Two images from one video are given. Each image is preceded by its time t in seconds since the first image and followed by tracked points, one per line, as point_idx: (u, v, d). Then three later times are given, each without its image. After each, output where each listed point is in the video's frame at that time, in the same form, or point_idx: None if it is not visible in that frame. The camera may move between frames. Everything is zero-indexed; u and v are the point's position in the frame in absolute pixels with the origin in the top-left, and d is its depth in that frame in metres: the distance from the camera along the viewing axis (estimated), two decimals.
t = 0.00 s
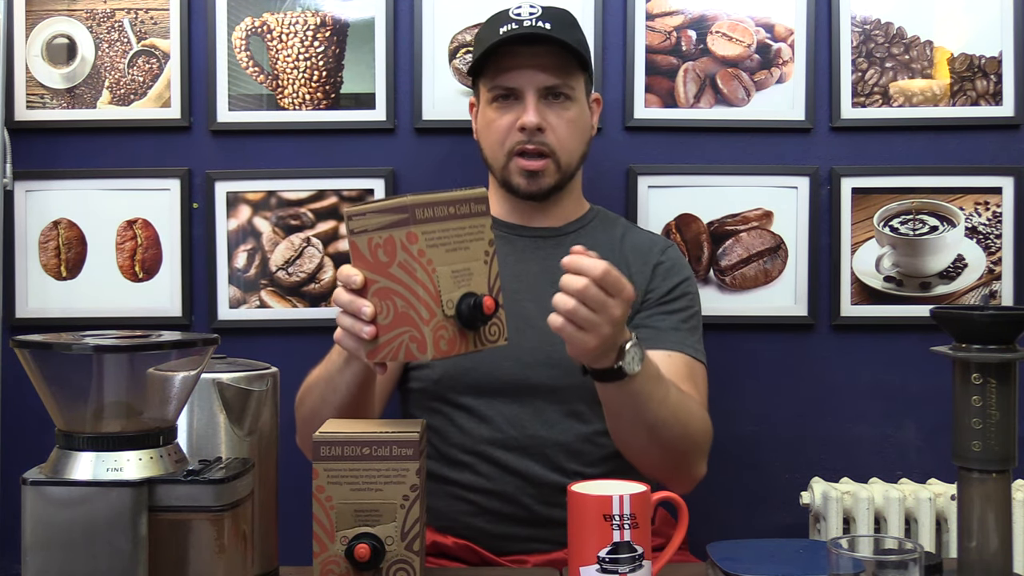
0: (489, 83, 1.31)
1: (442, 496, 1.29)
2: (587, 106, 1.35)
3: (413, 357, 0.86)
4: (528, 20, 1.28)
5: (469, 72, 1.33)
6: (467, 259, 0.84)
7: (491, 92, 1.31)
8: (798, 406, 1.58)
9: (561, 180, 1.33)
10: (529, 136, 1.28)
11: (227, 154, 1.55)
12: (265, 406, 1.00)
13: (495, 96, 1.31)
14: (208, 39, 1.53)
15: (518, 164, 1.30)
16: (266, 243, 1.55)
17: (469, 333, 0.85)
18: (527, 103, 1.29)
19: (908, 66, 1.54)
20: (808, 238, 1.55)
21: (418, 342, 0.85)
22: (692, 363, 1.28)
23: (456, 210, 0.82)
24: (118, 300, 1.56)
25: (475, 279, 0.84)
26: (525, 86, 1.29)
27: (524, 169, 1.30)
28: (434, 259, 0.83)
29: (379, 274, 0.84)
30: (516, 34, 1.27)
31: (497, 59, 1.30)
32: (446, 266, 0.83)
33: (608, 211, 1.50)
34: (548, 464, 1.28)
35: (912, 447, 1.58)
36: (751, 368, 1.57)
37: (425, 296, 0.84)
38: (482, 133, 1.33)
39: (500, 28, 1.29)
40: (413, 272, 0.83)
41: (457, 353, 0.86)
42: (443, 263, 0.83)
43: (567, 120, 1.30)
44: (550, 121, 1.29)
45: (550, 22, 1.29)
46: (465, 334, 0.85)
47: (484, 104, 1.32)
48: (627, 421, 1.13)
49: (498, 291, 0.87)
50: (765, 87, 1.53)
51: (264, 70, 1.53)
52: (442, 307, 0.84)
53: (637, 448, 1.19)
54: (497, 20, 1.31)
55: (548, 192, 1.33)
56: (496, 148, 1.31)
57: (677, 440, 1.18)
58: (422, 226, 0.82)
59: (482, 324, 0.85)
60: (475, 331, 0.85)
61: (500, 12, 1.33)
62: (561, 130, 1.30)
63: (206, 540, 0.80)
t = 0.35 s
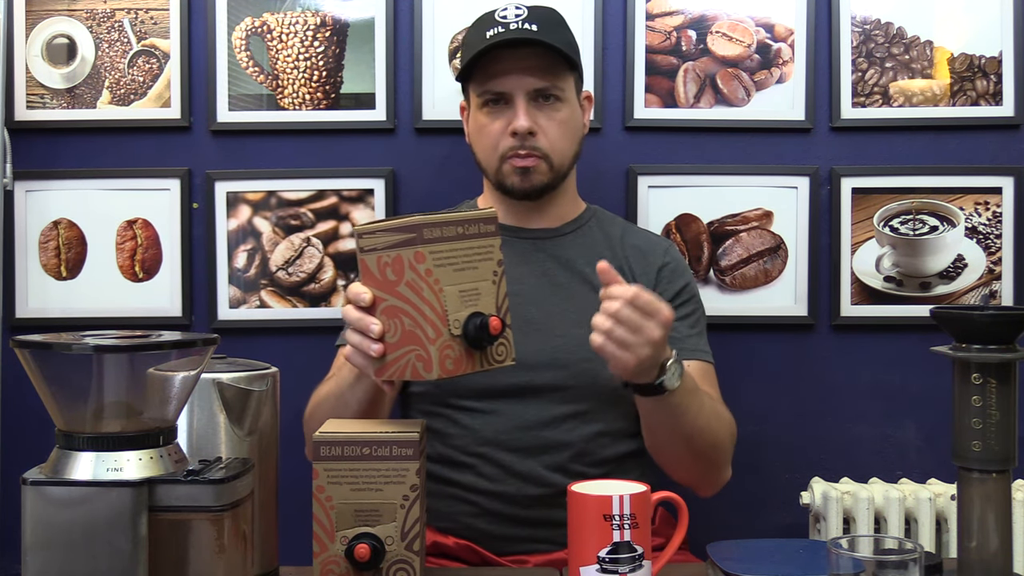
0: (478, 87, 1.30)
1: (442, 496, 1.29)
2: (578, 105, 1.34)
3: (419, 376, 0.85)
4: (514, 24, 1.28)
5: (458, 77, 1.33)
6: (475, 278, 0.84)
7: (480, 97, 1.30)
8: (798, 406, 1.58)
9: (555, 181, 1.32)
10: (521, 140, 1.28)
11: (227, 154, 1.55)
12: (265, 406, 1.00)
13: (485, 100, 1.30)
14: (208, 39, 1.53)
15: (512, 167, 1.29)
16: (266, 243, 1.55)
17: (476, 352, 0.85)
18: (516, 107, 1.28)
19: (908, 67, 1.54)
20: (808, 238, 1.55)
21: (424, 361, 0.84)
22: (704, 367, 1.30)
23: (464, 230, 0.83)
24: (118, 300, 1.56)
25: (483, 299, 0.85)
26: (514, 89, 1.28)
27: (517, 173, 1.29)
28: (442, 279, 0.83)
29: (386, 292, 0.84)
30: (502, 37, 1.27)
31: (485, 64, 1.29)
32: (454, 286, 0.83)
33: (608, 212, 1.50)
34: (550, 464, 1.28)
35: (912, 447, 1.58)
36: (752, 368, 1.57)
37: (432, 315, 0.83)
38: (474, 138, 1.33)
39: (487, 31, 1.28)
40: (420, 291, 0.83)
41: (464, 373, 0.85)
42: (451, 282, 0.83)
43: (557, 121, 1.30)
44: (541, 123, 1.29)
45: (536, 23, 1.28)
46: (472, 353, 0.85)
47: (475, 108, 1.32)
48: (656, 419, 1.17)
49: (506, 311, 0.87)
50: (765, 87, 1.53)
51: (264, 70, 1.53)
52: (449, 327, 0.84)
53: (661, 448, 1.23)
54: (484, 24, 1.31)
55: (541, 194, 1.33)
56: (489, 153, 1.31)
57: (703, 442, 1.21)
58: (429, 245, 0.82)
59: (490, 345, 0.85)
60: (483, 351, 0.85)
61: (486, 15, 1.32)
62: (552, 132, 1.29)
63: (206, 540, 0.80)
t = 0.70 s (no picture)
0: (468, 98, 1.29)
1: (442, 496, 1.29)
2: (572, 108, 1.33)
3: (434, 380, 0.86)
4: (502, 33, 1.26)
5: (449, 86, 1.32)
6: (494, 284, 0.85)
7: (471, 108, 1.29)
8: (798, 406, 1.58)
9: (550, 187, 1.33)
10: (512, 151, 1.28)
11: (227, 154, 1.55)
12: (265, 406, 1.00)
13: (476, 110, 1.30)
14: (208, 39, 1.53)
15: (506, 178, 1.30)
16: (266, 243, 1.55)
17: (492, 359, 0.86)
18: (507, 117, 1.28)
19: (908, 66, 1.54)
20: (808, 238, 1.55)
21: (439, 364, 0.86)
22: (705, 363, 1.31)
23: (484, 236, 0.84)
24: (118, 300, 1.56)
25: (501, 305, 0.86)
26: (503, 100, 1.27)
27: (511, 182, 1.30)
28: (459, 284, 0.84)
29: (406, 296, 0.85)
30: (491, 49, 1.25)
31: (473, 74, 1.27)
32: (471, 291, 0.85)
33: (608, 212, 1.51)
34: (552, 462, 1.28)
35: (912, 447, 1.58)
36: (752, 368, 1.57)
37: (447, 319, 0.85)
38: (468, 146, 1.33)
39: (475, 41, 1.27)
40: (437, 295, 0.85)
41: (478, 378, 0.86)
42: (468, 287, 0.85)
43: (549, 129, 1.29)
44: (532, 133, 1.28)
45: (524, 31, 1.26)
46: (487, 360, 0.86)
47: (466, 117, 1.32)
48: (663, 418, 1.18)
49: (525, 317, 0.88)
50: (765, 87, 1.53)
51: (264, 70, 1.53)
52: (464, 331, 0.85)
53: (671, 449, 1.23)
54: (473, 31, 1.29)
55: (538, 200, 1.33)
56: (483, 162, 1.31)
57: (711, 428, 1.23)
58: (447, 249, 0.84)
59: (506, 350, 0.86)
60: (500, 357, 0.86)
61: (475, 21, 1.30)
62: (544, 141, 1.29)
63: (206, 540, 0.80)
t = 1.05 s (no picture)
0: (504, 79, 1.32)
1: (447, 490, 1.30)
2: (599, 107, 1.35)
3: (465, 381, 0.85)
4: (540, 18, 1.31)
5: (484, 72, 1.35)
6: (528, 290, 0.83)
7: (506, 89, 1.32)
8: (798, 406, 1.58)
9: (569, 175, 1.32)
10: (543, 128, 1.28)
11: (227, 154, 1.55)
12: (265, 405, 1.00)
13: (509, 92, 1.31)
14: (208, 39, 1.53)
15: (531, 155, 1.29)
16: (266, 243, 1.55)
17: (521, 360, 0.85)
18: (540, 95, 1.29)
19: (908, 66, 1.54)
20: (808, 238, 1.55)
21: (471, 365, 0.84)
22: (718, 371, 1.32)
23: (520, 243, 0.82)
24: (118, 300, 1.56)
25: (534, 310, 0.83)
26: (538, 77, 1.30)
27: (537, 160, 1.29)
28: (493, 288, 0.82)
29: (442, 299, 0.84)
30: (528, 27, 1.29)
31: (509, 55, 1.31)
32: (505, 296, 0.83)
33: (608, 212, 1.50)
34: (558, 461, 1.28)
35: (912, 447, 1.58)
36: (752, 369, 1.57)
37: (481, 322, 0.83)
38: (495, 129, 1.34)
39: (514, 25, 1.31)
40: (471, 299, 0.83)
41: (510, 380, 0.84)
42: (502, 292, 0.82)
43: (579, 115, 1.30)
44: (562, 114, 1.29)
45: (559, 20, 1.30)
46: (517, 361, 0.85)
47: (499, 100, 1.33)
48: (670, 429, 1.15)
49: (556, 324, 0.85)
50: (765, 87, 1.53)
51: (264, 70, 1.53)
52: (497, 334, 0.83)
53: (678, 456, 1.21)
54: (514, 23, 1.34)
55: (558, 184, 1.32)
56: (508, 142, 1.31)
57: (713, 426, 1.23)
58: (483, 254, 0.82)
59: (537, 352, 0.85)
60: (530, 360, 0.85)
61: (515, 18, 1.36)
62: (573, 125, 1.30)
63: (206, 540, 0.80)
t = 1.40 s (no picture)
0: (484, 83, 1.32)
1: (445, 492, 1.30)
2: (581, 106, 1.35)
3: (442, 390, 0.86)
4: (521, 21, 1.30)
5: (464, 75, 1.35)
6: (502, 297, 0.86)
7: (486, 92, 1.32)
8: (798, 406, 1.58)
9: (556, 177, 1.32)
10: (525, 130, 1.29)
11: (227, 154, 1.55)
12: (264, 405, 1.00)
13: (490, 95, 1.32)
14: (208, 39, 1.53)
15: (514, 157, 1.30)
16: (266, 243, 1.55)
17: (498, 368, 0.86)
18: (522, 98, 1.30)
19: (908, 66, 1.54)
20: (808, 238, 1.55)
21: (446, 373, 0.86)
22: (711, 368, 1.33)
23: (492, 251, 0.85)
24: (118, 300, 1.56)
25: (508, 316, 0.86)
26: (519, 81, 1.30)
27: (520, 162, 1.29)
28: (466, 295, 0.85)
29: (417, 307, 0.86)
30: (509, 32, 1.29)
31: (490, 60, 1.31)
32: (478, 302, 0.85)
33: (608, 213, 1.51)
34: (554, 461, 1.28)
35: (912, 447, 1.58)
36: (751, 368, 1.57)
37: (455, 329, 0.85)
38: (478, 133, 1.34)
39: (494, 29, 1.31)
40: (444, 306, 0.85)
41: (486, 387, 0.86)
42: (475, 299, 0.85)
43: (562, 116, 1.31)
44: (545, 115, 1.30)
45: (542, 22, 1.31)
46: (494, 368, 0.86)
47: (480, 104, 1.33)
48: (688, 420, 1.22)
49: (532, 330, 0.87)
50: (765, 87, 1.53)
51: (264, 70, 1.53)
52: (471, 340, 0.85)
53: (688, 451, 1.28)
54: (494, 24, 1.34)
55: (544, 186, 1.32)
56: (491, 145, 1.31)
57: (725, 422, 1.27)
58: (455, 262, 0.84)
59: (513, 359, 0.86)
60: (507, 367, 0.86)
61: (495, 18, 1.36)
62: (556, 126, 1.30)
63: (206, 540, 0.80)
